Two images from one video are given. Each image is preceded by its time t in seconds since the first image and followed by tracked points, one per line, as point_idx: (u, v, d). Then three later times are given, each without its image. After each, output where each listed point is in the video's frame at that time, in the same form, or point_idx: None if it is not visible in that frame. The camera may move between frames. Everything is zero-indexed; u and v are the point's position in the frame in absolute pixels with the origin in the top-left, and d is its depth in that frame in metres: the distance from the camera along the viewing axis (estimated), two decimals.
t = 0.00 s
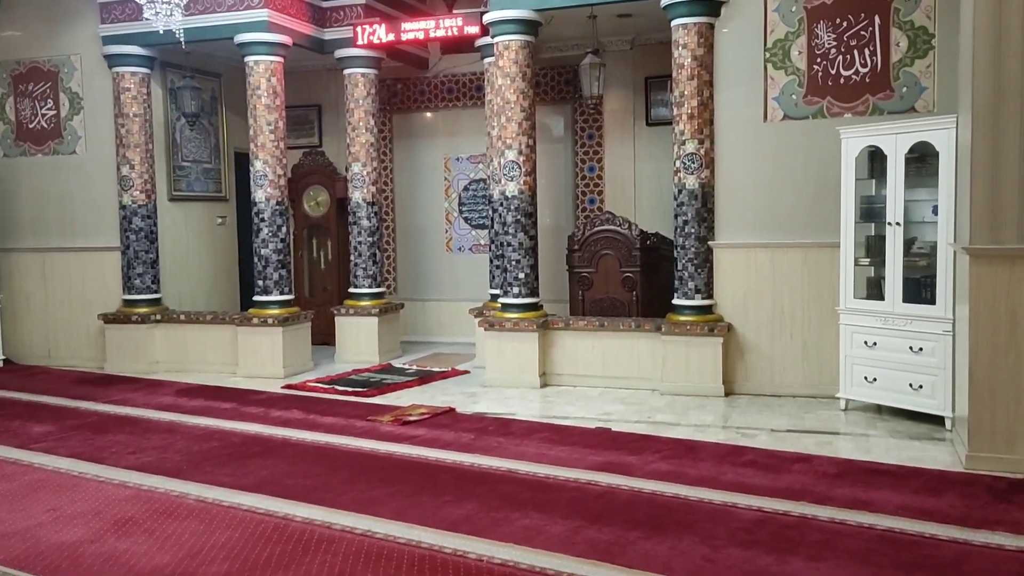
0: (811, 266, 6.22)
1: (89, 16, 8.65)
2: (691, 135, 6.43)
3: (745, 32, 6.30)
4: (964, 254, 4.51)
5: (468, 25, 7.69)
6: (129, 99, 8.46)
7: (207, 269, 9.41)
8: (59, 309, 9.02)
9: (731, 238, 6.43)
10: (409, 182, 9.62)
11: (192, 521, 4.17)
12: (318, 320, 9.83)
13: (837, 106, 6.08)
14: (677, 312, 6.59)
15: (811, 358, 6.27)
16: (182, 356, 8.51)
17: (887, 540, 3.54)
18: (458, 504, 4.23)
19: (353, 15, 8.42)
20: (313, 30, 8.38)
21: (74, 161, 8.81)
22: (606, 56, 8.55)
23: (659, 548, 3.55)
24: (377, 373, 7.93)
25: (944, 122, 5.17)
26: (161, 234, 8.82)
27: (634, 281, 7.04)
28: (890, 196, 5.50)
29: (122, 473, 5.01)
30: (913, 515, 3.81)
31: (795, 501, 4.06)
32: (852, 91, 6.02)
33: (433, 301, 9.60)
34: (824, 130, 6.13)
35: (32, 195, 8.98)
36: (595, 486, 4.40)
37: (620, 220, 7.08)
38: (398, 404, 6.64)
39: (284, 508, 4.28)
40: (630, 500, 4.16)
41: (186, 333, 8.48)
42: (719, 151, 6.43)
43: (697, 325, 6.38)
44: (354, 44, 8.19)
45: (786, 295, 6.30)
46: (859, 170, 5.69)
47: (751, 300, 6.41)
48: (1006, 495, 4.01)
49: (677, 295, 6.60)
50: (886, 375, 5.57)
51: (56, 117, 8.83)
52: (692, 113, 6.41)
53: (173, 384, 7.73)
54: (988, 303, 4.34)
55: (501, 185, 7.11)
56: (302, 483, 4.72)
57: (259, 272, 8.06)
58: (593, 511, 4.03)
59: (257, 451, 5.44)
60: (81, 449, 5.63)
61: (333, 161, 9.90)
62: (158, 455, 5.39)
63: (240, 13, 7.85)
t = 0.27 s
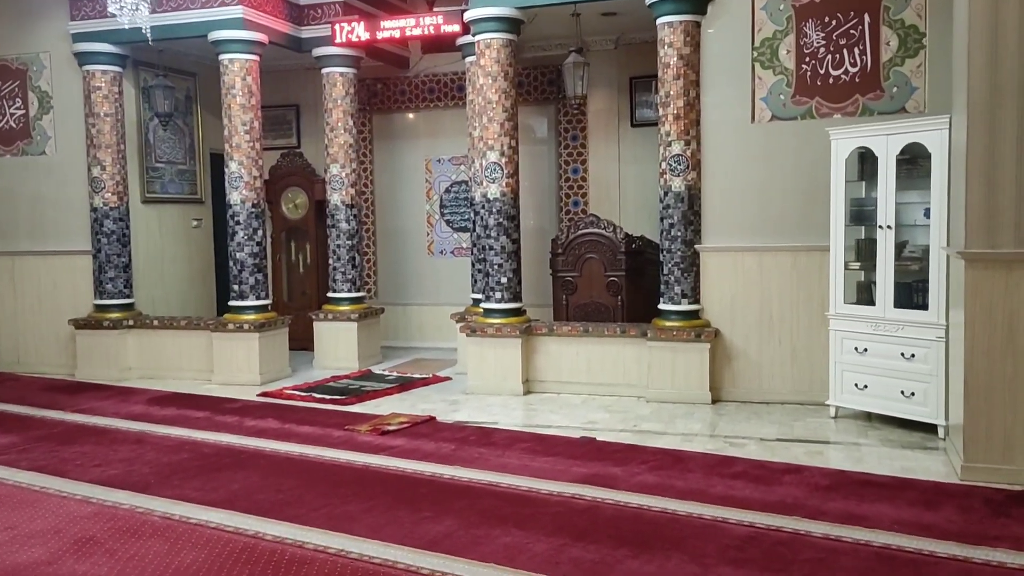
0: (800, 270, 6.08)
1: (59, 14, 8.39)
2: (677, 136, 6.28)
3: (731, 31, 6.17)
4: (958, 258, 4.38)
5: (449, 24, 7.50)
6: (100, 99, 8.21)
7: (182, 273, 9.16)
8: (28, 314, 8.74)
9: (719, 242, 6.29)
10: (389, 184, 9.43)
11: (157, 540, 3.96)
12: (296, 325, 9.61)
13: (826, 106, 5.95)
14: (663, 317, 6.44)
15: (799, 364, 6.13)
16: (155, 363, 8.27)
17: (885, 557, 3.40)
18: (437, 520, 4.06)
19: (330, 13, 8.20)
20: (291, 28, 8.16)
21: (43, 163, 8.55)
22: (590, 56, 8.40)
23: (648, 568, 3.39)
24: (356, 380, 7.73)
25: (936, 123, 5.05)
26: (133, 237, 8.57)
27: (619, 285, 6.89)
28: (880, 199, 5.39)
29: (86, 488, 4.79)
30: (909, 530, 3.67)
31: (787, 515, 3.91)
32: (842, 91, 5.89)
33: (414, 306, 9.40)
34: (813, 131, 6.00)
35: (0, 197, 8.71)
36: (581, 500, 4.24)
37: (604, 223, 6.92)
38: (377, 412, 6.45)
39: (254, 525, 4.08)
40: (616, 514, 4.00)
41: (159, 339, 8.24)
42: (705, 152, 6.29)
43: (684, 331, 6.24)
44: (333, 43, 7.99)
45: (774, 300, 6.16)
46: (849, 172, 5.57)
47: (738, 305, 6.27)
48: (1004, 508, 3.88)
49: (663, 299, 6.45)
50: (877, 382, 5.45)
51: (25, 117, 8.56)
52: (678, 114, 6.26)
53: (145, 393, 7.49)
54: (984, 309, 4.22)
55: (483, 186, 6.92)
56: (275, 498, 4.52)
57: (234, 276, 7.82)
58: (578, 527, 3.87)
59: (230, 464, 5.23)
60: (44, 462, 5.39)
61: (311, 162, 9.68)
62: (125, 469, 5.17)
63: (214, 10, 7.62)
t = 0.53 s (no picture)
0: (784, 266, 5.95)
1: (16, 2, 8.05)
2: (657, 129, 6.13)
3: (713, 21, 6.02)
4: (948, 253, 4.26)
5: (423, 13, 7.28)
6: (60, 90, 7.89)
7: (147, 271, 8.87)
8: None
9: (701, 238, 6.15)
10: (363, 179, 9.19)
11: (113, 555, 3.73)
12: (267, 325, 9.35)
13: (809, 98, 5.81)
14: (645, 315, 6.29)
15: (784, 362, 6.01)
16: (120, 364, 7.97)
17: (880, 565, 3.26)
18: (412, 529, 3.86)
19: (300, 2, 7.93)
20: (259, 18, 7.88)
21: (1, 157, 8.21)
22: (567, 48, 8.22)
23: None
24: (329, 381, 7.50)
25: (922, 115, 4.91)
26: (95, 234, 8.26)
27: (600, 282, 6.72)
28: (866, 193, 5.25)
29: (40, 500, 4.53)
30: (903, 535, 3.54)
31: (777, 520, 3.77)
32: (825, 83, 5.76)
33: (389, 304, 9.18)
34: (797, 123, 5.87)
35: None
36: (562, 507, 4.06)
37: (583, 218, 6.75)
38: (350, 415, 6.22)
39: (218, 538, 3.86)
40: (600, 522, 3.83)
41: (123, 340, 7.94)
42: (687, 146, 6.15)
43: (666, 328, 6.10)
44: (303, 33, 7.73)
45: (757, 296, 6.03)
46: (833, 166, 5.44)
47: (721, 302, 6.13)
48: (998, 510, 3.77)
49: (645, 297, 6.30)
50: (863, 380, 5.33)
51: None
52: (659, 106, 6.11)
53: (109, 396, 7.20)
54: (976, 305, 4.10)
55: (459, 181, 6.72)
56: (241, 507, 4.30)
57: (201, 274, 7.56)
58: (560, 536, 3.69)
59: (194, 471, 5.00)
60: None
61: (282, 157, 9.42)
62: (83, 477, 4.91)
63: None
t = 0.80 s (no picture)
0: (766, 265, 5.82)
1: None
2: (636, 125, 5.97)
3: (692, 14, 5.87)
4: (937, 252, 4.14)
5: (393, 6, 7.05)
6: (13, 85, 7.51)
7: (107, 273, 8.55)
8: None
9: (681, 237, 6.00)
10: (333, 177, 8.93)
11: None
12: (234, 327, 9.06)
13: (790, 94, 5.69)
14: (624, 316, 6.14)
15: (766, 363, 5.88)
16: (79, 370, 7.65)
17: None
18: (384, 547, 3.66)
19: None
20: (222, 10, 7.59)
21: None
22: (542, 42, 8.04)
23: None
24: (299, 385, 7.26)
25: (908, 111, 4.80)
26: (52, 234, 7.90)
27: (578, 282, 6.54)
28: (849, 190, 5.15)
29: None
30: (897, 546, 3.41)
31: (766, 531, 3.62)
32: (807, 78, 5.64)
33: (361, 305, 8.94)
34: (778, 119, 5.74)
35: None
36: (542, 520, 3.88)
37: (560, 216, 6.58)
38: (320, 422, 5.99)
39: (177, 560, 3.63)
40: (582, 536, 3.66)
41: (82, 344, 7.63)
42: (666, 142, 6.00)
43: (646, 330, 5.95)
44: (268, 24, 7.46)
45: (739, 296, 5.90)
46: (816, 162, 5.32)
47: (702, 302, 6.00)
48: (991, 518, 3.65)
49: (624, 297, 6.15)
50: (847, 382, 5.21)
51: None
52: (638, 101, 5.95)
53: (66, 404, 6.89)
54: (966, 305, 3.98)
55: (432, 178, 6.50)
56: (203, 525, 4.06)
57: (163, 276, 7.28)
58: (541, 552, 3.51)
59: (155, 485, 4.74)
60: None
61: (249, 154, 9.14)
62: (35, 493, 4.64)
63: None
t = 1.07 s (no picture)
0: (748, 268, 5.69)
1: None
2: (616, 124, 5.83)
3: (673, 10, 5.73)
4: (926, 253, 4.02)
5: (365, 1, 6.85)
6: None
7: (68, 276, 8.25)
8: None
9: (663, 239, 5.85)
10: (304, 177, 8.70)
11: None
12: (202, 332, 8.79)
13: (773, 92, 5.57)
14: (604, 319, 5.99)
15: (748, 368, 5.75)
16: (38, 378, 7.34)
17: None
18: (352, 566, 3.46)
19: None
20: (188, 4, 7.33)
21: None
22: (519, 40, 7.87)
23: None
24: (268, 393, 7.02)
25: (894, 109, 4.71)
26: (10, 236, 7.56)
27: (556, 285, 6.37)
28: (834, 190, 5.04)
29: None
30: (889, 559, 3.27)
31: (753, 545, 3.46)
32: (790, 75, 5.52)
33: (334, 309, 8.71)
34: (760, 118, 5.61)
35: None
36: (520, 534, 3.70)
37: (538, 218, 6.40)
38: (289, 431, 5.76)
39: None
40: (561, 552, 3.48)
41: (42, 351, 7.32)
42: (646, 141, 5.85)
43: (626, 334, 5.80)
44: (236, 20, 7.19)
45: (722, 300, 5.76)
46: (799, 162, 5.21)
47: (683, 305, 5.85)
48: (984, 527, 3.52)
49: (604, 300, 6.00)
50: (832, 387, 5.10)
51: None
52: (618, 99, 5.81)
53: (23, 413, 6.60)
54: (957, 308, 3.85)
55: (406, 179, 6.29)
56: (161, 543, 3.83)
57: (126, 279, 7.02)
58: (518, 569, 3.33)
59: (111, 500, 4.50)
60: None
61: (218, 154, 8.88)
62: None
63: None
